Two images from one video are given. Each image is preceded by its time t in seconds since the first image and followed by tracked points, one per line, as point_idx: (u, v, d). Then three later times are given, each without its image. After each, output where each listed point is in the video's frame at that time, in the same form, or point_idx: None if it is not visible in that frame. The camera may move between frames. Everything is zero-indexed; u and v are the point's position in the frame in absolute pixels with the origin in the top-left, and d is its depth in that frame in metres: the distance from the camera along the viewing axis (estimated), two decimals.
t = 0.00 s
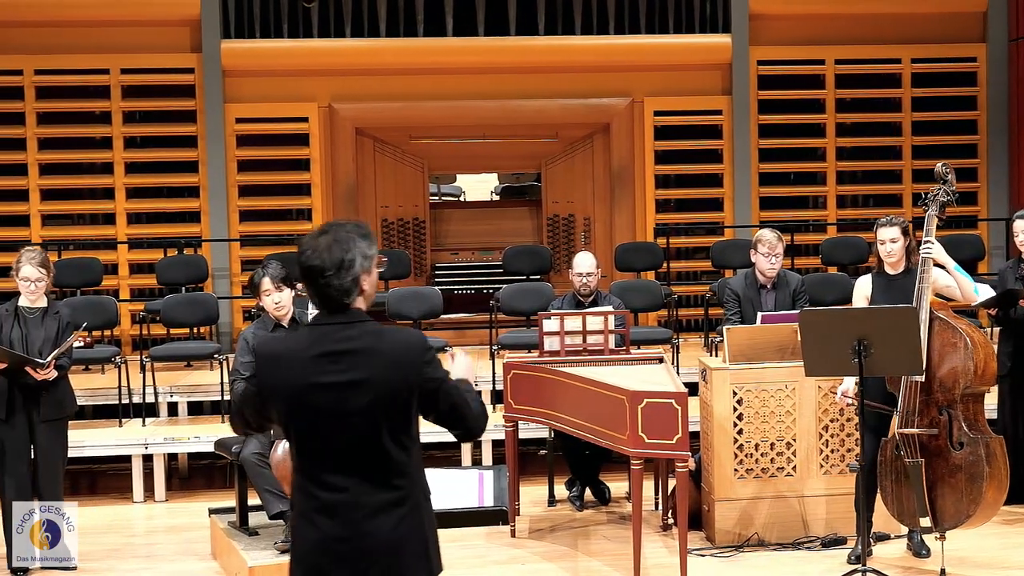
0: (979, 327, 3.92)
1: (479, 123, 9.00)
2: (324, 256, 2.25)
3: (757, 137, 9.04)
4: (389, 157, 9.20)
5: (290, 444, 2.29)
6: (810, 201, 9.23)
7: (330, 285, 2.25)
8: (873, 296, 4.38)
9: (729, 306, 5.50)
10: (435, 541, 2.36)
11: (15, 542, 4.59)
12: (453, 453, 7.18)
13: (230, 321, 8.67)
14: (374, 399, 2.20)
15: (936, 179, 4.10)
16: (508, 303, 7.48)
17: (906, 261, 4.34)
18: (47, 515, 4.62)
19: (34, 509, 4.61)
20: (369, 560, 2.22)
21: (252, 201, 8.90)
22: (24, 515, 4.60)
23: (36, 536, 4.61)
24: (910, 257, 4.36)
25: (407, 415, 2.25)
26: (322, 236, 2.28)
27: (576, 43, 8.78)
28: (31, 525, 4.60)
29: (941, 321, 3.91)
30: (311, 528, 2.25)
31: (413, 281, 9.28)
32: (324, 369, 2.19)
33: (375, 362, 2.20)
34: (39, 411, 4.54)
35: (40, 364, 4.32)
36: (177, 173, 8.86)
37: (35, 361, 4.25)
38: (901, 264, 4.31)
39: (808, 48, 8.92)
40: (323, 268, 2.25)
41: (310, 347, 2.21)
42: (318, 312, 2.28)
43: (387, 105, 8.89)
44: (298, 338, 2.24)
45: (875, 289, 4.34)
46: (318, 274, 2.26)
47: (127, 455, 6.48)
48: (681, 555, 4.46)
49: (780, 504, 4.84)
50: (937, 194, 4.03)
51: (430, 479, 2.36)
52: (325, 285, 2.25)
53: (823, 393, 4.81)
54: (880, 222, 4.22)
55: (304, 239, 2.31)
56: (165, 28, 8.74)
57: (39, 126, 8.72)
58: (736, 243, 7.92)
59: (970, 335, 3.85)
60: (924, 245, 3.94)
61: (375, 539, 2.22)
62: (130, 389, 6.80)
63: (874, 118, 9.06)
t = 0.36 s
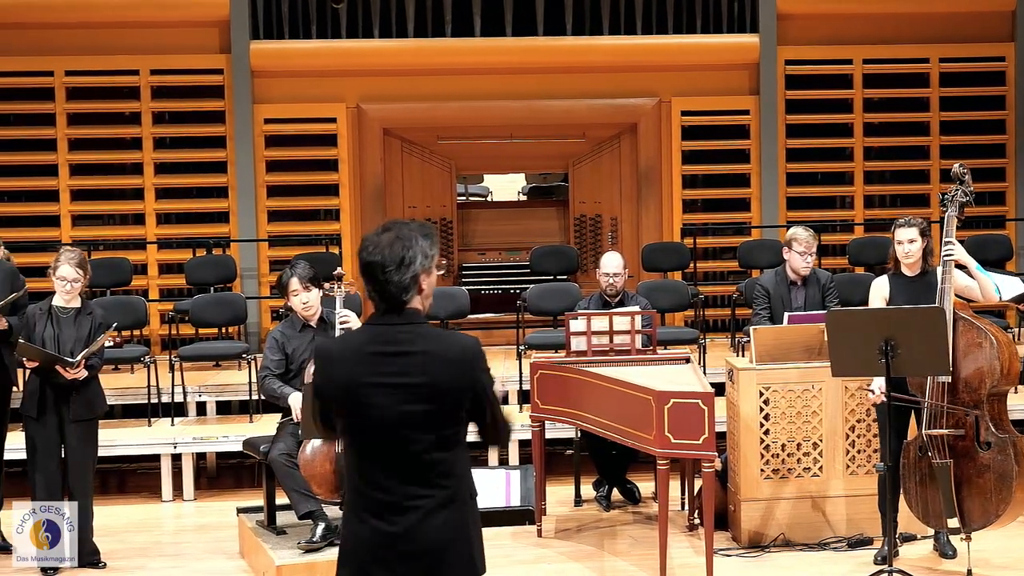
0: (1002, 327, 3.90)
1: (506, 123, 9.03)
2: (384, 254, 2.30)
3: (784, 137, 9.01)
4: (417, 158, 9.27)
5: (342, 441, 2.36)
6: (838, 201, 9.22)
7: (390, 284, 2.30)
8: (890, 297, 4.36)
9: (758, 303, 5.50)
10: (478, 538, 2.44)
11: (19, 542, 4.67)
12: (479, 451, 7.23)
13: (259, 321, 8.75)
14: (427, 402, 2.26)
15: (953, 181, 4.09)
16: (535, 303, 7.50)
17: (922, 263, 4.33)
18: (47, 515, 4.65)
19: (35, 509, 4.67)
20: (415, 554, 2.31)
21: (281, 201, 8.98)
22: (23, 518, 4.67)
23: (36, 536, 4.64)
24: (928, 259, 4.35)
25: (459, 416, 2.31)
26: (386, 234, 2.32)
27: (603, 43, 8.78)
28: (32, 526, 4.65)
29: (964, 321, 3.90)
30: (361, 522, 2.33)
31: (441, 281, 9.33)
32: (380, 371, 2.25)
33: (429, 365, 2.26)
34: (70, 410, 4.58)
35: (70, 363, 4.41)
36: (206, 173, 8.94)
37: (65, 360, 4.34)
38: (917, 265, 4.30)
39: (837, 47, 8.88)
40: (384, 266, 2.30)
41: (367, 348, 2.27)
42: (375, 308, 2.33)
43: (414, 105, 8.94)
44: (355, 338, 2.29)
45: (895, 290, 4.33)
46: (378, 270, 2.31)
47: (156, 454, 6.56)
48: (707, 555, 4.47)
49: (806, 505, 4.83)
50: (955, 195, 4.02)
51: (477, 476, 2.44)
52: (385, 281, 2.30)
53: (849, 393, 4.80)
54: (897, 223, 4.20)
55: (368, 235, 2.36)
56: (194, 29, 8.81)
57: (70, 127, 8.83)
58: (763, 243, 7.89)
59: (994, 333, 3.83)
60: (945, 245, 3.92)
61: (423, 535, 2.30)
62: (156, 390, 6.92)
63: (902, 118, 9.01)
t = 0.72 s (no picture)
0: None
1: (539, 123, 9.07)
2: (424, 240, 2.40)
3: (818, 139, 9.02)
4: (451, 159, 9.29)
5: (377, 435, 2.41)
6: (870, 201, 9.17)
7: (427, 266, 2.38)
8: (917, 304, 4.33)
9: (793, 304, 5.50)
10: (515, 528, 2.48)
11: (18, 540, 4.72)
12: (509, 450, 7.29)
13: (293, 320, 8.84)
14: (461, 393, 2.31)
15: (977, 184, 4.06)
16: (569, 303, 7.54)
17: (948, 271, 4.33)
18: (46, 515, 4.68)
19: (35, 510, 4.67)
20: (451, 546, 2.35)
21: (314, 201, 9.06)
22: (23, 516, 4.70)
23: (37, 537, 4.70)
24: (953, 263, 4.34)
25: (492, 410, 2.36)
26: (425, 226, 2.43)
27: (636, 43, 8.80)
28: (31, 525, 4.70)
29: (998, 320, 3.87)
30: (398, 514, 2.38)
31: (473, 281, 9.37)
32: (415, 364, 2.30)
33: (463, 358, 2.31)
34: (107, 410, 4.67)
35: (108, 363, 4.50)
36: (241, 173, 9.04)
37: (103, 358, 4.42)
38: (941, 274, 4.30)
39: (869, 48, 8.88)
40: (422, 251, 2.40)
41: (401, 342, 2.32)
42: (414, 294, 2.41)
43: (448, 105, 9.02)
44: (389, 333, 2.35)
45: (924, 297, 4.31)
46: (417, 257, 2.40)
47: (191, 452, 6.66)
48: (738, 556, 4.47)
49: (837, 505, 4.82)
50: (978, 199, 4.00)
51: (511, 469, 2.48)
52: (423, 266, 2.39)
53: (882, 393, 4.79)
54: (923, 233, 4.22)
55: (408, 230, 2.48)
56: (229, 29, 8.93)
57: (106, 127, 8.95)
58: (795, 243, 7.85)
59: None
60: (972, 248, 3.90)
61: (458, 527, 2.35)
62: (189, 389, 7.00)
63: (935, 119, 9.00)
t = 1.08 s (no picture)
0: None
1: (571, 123, 9.10)
2: (467, 240, 2.43)
3: (849, 141, 9.01)
4: (484, 159, 9.36)
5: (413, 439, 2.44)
6: (901, 201, 9.21)
7: (472, 267, 2.41)
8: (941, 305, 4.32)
9: (828, 306, 5.51)
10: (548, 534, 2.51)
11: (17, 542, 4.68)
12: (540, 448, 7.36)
13: (326, 319, 8.93)
14: (500, 397, 2.35)
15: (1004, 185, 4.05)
16: (600, 303, 7.55)
17: (973, 270, 4.32)
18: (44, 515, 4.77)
19: (38, 510, 4.74)
20: (490, 552, 2.38)
21: (347, 200, 9.15)
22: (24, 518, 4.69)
23: (37, 537, 4.73)
24: (977, 263, 4.34)
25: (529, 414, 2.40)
26: (463, 227, 2.46)
27: (669, 43, 8.81)
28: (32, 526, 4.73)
29: None
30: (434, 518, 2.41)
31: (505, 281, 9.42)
32: (454, 366, 2.35)
33: (502, 362, 2.35)
34: (145, 410, 4.71)
35: (147, 364, 4.56)
36: (275, 172, 9.13)
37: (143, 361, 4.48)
38: (966, 273, 4.29)
39: (900, 48, 8.89)
40: (465, 251, 2.43)
41: (440, 344, 2.36)
42: (456, 294, 2.44)
43: (480, 105, 9.07)
44: (427, 336, 2.39)
45: (949, 298, 4.30)
46: (459, 256, 2.43)
47: (225, 449, 6.77)
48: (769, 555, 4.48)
49: (868, 505, 4.81)
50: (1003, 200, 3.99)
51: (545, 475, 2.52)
52: (466, 266, 2.42)
53: (913, 393, 4.77)
54: (947, 232, 4.22)
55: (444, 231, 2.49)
56: (264, 29, 9.03)
57: (141, 126, 9.03)
58: (827, 243, 7.82)
59: None
60: (999, 247, 3.88)
61: (497, 531, 2.38)
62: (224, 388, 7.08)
63: (966, 119, 9.01)
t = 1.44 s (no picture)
0: None
1: (604, 123, 9.13)
2: (509, 239, 2.49)
3: (880, 138, 8.99)
4: (516, 157, 9.40)
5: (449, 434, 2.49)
6: (933, 200, 9.21)
7: (514, 265, 2.47)
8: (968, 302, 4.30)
9: (861, 300, 5.42)
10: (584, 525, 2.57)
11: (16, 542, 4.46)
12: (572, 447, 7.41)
13: (360, 318, 9.00)
14: (535, 393, 2.39)
15: None
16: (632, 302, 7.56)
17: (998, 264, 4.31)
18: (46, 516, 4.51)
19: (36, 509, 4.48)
20: (524, 543, 2.43)
21: (380, 200, 9.23)
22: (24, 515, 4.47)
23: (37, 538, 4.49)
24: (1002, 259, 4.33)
25: (561, 406, 2.44)
26: (504, 227, 2.52)
27: (702, 42, 8.83)
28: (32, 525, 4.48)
29: None
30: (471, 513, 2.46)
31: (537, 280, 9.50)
32: (489, 363, 2.38)
33: (537, 359, 2.39)
34: (183, 406, 4.79)
35: (187, 358, 4.65)
36: (309, 172, 9.21)
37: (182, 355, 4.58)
38: (992, 267, 4.27)
39: (932, 48, 8.91)
40: (506, 249, 2.48)
41: (475, 341, 2.40)
42: (495, 291, 2.48)
43: (513, 105, 9.13)
44: (462, 333, 2.42)
45: (974, 294, 4.27)
46: (500, 254, 2.48)
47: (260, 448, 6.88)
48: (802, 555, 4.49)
49: (900, 506, 4.81)
50: None
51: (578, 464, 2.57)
52: (506, 264, 2.47)
53: (944, 394, 4.77)
54: (973, 223, 4.18)
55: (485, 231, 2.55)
56: (297, 29, 9.11)
57: (176, 126, 9.13)
58: (860, 243, 7.78)
59: None
60: None
61: (532, 524, 2.43)
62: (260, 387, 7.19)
63: (998, 119, 9.01)
